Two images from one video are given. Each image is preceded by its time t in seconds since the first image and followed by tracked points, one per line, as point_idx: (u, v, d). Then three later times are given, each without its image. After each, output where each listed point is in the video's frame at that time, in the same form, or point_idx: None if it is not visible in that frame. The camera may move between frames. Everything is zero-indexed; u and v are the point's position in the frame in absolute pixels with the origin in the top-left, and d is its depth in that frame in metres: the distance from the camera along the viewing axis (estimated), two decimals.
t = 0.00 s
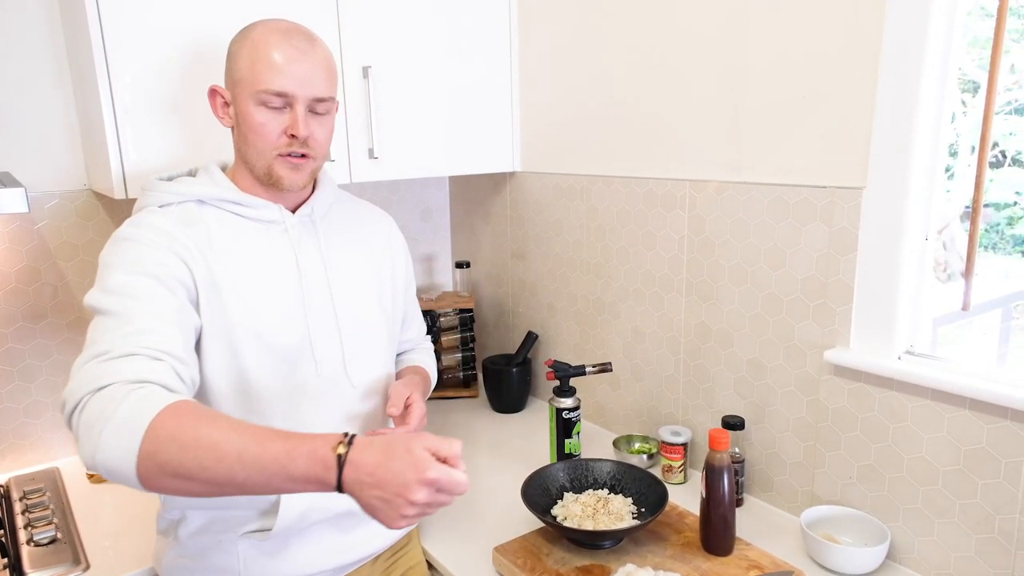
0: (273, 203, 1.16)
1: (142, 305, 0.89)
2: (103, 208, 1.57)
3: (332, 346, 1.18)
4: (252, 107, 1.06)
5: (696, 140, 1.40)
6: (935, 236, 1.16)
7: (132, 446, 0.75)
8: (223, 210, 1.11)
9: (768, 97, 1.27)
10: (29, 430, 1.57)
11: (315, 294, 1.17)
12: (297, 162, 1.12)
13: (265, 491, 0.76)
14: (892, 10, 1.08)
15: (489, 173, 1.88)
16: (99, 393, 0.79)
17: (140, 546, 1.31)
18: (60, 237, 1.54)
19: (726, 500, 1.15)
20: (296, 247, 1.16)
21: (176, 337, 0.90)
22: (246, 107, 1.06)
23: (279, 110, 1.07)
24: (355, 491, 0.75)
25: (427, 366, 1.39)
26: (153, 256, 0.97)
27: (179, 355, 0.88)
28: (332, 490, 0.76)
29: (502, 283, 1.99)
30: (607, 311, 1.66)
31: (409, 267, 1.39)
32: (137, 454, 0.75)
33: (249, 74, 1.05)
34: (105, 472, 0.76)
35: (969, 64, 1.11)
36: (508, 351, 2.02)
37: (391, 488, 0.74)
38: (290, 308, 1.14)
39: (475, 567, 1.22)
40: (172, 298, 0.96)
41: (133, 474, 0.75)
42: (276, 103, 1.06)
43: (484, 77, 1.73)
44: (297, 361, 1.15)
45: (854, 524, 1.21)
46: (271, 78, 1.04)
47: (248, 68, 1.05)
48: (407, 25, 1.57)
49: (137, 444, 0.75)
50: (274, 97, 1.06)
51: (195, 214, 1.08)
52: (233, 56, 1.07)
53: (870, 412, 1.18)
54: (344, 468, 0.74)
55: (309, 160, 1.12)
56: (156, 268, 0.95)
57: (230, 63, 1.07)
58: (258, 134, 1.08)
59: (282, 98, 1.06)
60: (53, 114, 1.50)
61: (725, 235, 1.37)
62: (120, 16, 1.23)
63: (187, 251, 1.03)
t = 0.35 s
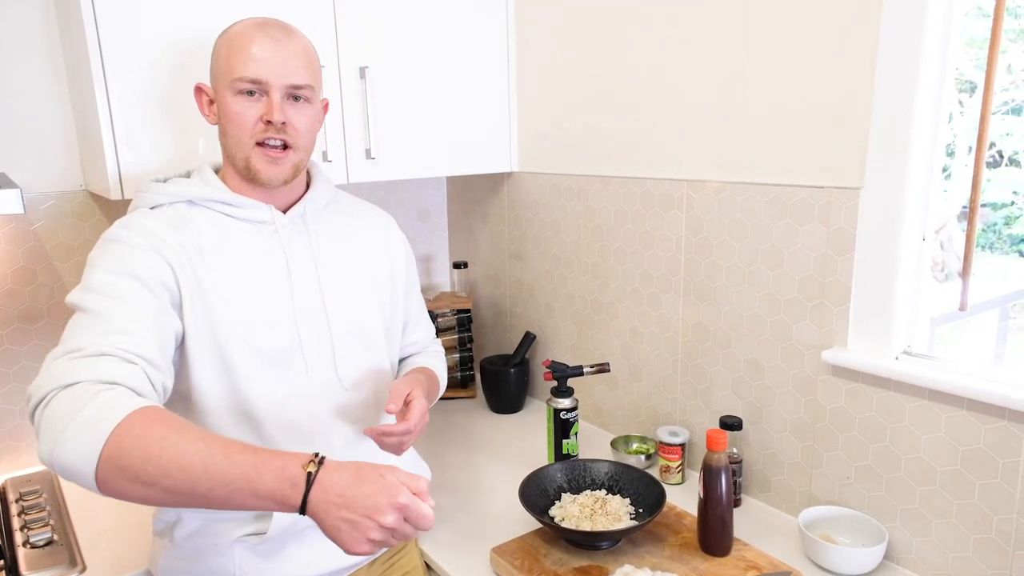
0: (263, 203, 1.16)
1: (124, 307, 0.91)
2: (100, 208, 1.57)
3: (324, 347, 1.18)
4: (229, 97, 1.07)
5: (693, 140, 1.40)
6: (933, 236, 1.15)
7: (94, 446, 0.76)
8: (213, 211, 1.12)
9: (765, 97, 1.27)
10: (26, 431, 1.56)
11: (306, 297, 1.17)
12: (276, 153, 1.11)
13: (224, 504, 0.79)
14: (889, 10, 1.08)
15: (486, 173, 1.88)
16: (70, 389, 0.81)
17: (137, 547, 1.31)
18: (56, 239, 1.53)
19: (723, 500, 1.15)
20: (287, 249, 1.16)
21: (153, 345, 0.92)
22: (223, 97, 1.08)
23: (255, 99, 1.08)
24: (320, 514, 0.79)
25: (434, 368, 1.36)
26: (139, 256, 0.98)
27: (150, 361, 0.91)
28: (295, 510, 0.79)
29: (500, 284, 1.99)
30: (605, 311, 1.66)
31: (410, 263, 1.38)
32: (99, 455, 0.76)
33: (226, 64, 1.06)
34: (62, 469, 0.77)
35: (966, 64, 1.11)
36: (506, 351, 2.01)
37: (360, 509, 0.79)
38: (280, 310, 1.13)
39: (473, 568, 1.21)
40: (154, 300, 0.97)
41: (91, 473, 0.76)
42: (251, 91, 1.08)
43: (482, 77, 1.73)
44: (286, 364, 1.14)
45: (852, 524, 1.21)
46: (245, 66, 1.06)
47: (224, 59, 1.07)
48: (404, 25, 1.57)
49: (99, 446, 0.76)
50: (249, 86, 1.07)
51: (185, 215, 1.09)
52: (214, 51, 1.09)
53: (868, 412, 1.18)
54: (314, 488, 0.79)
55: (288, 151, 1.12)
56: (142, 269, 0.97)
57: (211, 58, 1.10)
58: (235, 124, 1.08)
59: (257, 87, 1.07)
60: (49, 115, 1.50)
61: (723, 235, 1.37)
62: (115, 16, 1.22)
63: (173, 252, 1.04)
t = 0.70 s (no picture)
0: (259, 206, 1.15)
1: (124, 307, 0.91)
2: (98, 208, 1.56)
3: (317, 348, 1.18)
4: (224, 103, 1.07)
5: (693, 140, 1.40)
6: (932, 236, 1.15)
7: (126, 435, 0.77)
8: (207, 212, 1.11)
9: (765, 97, 1.26)
10: (24, 431, 1.56)
11: (300, 299, 1.16)
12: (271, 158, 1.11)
13: (264, 433, 0.79)
14: (889, 10, 1.08)
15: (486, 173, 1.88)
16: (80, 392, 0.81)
17: (136, 548, 1.31)
18: (55, 238, 1.53)
19: (723, 500, 1.15)
20: (281, 250, 1.16)
21: (158, 334, 0.91)
22: (219, 102, 1.07)
23: (250, 104, 1.08)
24: (353, 404, 0.80)
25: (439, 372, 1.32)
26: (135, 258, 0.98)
27: (159, 351, 0.90)
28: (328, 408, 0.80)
29: (499, 284, 1.99)
30: (604, 311, 1.66)
31: (408, 263, 1.37)
32: (131, 441, 0.77)
33: (221, 70, 1.06)
34: (102, 466, 0.78)
35: (966, 65, 1.11)
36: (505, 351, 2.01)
37: (383, 386, 0.80)
38: (274, 311, 1.13)
39: (472, 568, 1.21)
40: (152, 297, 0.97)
41: (132, 461, 0.78)
42: (247, 97, 1.07)
43: (481, 77, 1.73)
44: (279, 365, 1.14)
45: (851, 524, 1.21)
46: (241, 72, 1.06)
47: (220, 65, 1.06)
48: (404, 24, 1.57)
49: (127, 434, 0.77)
50: (244, 91, 1.07)
51: (179, 216, 1.09)
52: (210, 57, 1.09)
53: (867, 413, 1.18)
54: (333, 384, 0.79)
55: (283, 156, 1.12)
56: (138, 270, 0.97)
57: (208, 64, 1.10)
58: (230, 129, 1.08)
59: (252, 92, 1.07)
60: (48, 115, 1.49)
61: (723, 235, 1.37)
62: (114, 16, 1.22)
63: (169, 253, 1.03)
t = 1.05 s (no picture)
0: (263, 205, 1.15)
1: (130, 307, 0.91)
2: (99, 208, 1.56)
3: (320, 348, 1.18)
4: (225, 97, 1.07)
5: (694, 140, 1.40)
6: (933, 236, 1.15)
7: (138, 429, 0.77)
8: (212, 212, 1.12)
9: (765, 97, 1.26)
10: (25, 431, 1.56)
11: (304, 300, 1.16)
12: (274, 151, 1.11)
13: (277, 433, 0.81)
14: (889, 10, 1.08)
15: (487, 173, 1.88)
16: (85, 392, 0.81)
17: (136, 548, 1.31)
18: (55, 238, 1.53)
19: (724, 500, 1.15)
20: (285, 250, 1.15)
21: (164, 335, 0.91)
22: (220, 97, 1.08)
23: (251, 98, 1.08)
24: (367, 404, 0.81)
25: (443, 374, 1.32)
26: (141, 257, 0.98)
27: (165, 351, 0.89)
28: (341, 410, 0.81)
29: (499, 284, 1.99)
30: (605, 311, 1.65)
31: (414, 262, 1.37)
32: (143, 439, 0.78)
33: (220, 63, 1.07)
34: (114, 463, 0.78)
35: (966, 65, 1.11)
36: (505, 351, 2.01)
37: (399, 381, 0.82)
38: (277, 312, 1.13)
39: (472, 569, 1.21)
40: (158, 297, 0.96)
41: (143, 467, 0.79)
42: (248, 90, 1.07)
43: (482, 77, 1.73)
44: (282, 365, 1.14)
45: (852, 524, 1.21)
46: (240, 65, 1.06)
47: (220, 59, 1.07)
48: (404, 24, 1.57)
49: (138, 430, 0.77)
50: (245, 84, 1.07)
51: (184, 216, 1.09)
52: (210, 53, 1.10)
53: (868, 413, 1.18)
54: (348, 380, 0.81)
55: (286, 149, 1.11)
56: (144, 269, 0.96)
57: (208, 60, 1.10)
58: (232, 123, 1.08)
59: (253, 85, 1.07)
60: (48, 114, 1.49)
61: (723, 234, 1.37)
62: (115, 15, 1.22)
63: (175, 252, 1.03)
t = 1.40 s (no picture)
0: (260, 207, 1.15)
1: (131, 313, 0.91)
2: (99, 208, 1.56)
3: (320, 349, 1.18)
4: (251, 117, 1.05)
5: (695, 140, 1.40)
6: (933, 237, 1.15)
7: (141, 429, 0.78)
8: (206, 214, 1.11)
9: (767, 97, 1.26)
10: (25, 431, 1.56)
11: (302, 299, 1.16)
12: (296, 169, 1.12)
13: (279, 405, 0.82)
14: (891, 12, 1.08)
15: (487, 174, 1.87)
16: (86, 400, 0.82)
17: (136, 548, 1.31)
18: (55, 238, 1.53)
19: (725, 501, 1.15)
20: (282, 250, 1.15)
21: (161, 343, 0.91)
22: (245, 116, 1.05)
23: (278, 118, 1.07)
24: (355, 350, 0.83)
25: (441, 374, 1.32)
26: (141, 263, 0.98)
27: (161, 360, 0.90)
28: (336, 364, 0.83)
29: (500, 284, 1.99)
30: (606, 312, 1.65)
31: (409, 261, 1.37)
32: (146, 434, 0.78)
33: (247, 82, 1.04)
34: (113, 469, 0.79)
35: (967, 66, 1.11)
36: (505, 352, 2.01)
37: (377, 323, 0.85)
38: (275, 313, 1.13)
39: (473, 570, 1.21)
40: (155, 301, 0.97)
41: (150, 456, 0.79)
42: (275, 110, 1.06)
43: (483, 78, 1.73)
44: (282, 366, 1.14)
45: (852, 526, 1.20)
46: (272, 87, 1.04)
47: (247, 78, 1.03)
48: (405, 25, 1.56)
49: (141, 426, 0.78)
50: (274, 105, 1.05)
51: (181, 219, 1.09)
52: (226, 63, 1.05)
53: (868, 414, 1.18)
54: (335, 339, 0.83)
55: (307, 166, 1.13)
56: (143, 273, 0.97)
57: (224, 72, 1.05)
58: (258, 143, 1.07)
59: (282, 107, 1.06)
60: (48, 114, 1.49)
61: (724, 235, 1.37)
62: (116, 15, 1.22)
63: (174, 256, 1.03)
